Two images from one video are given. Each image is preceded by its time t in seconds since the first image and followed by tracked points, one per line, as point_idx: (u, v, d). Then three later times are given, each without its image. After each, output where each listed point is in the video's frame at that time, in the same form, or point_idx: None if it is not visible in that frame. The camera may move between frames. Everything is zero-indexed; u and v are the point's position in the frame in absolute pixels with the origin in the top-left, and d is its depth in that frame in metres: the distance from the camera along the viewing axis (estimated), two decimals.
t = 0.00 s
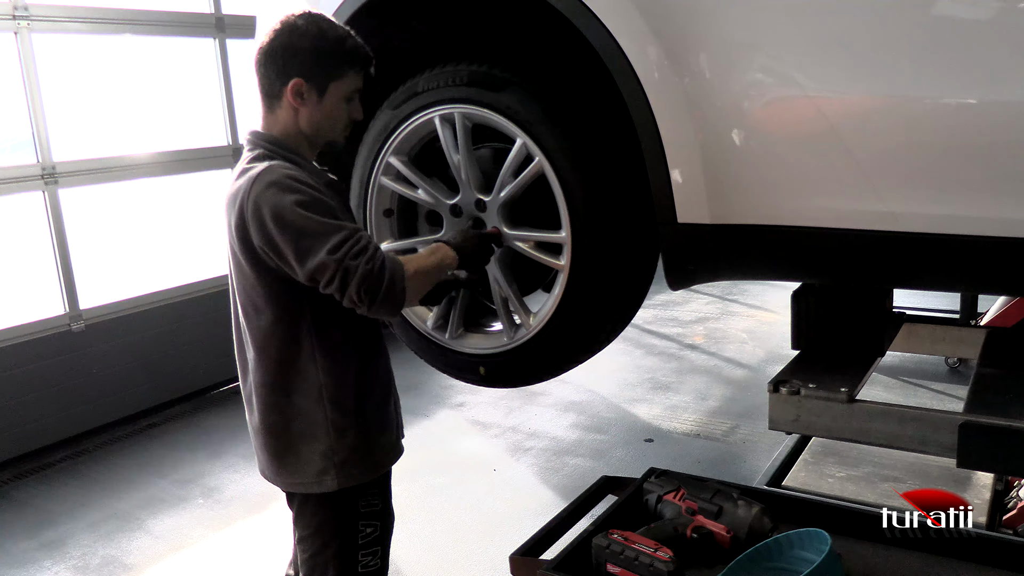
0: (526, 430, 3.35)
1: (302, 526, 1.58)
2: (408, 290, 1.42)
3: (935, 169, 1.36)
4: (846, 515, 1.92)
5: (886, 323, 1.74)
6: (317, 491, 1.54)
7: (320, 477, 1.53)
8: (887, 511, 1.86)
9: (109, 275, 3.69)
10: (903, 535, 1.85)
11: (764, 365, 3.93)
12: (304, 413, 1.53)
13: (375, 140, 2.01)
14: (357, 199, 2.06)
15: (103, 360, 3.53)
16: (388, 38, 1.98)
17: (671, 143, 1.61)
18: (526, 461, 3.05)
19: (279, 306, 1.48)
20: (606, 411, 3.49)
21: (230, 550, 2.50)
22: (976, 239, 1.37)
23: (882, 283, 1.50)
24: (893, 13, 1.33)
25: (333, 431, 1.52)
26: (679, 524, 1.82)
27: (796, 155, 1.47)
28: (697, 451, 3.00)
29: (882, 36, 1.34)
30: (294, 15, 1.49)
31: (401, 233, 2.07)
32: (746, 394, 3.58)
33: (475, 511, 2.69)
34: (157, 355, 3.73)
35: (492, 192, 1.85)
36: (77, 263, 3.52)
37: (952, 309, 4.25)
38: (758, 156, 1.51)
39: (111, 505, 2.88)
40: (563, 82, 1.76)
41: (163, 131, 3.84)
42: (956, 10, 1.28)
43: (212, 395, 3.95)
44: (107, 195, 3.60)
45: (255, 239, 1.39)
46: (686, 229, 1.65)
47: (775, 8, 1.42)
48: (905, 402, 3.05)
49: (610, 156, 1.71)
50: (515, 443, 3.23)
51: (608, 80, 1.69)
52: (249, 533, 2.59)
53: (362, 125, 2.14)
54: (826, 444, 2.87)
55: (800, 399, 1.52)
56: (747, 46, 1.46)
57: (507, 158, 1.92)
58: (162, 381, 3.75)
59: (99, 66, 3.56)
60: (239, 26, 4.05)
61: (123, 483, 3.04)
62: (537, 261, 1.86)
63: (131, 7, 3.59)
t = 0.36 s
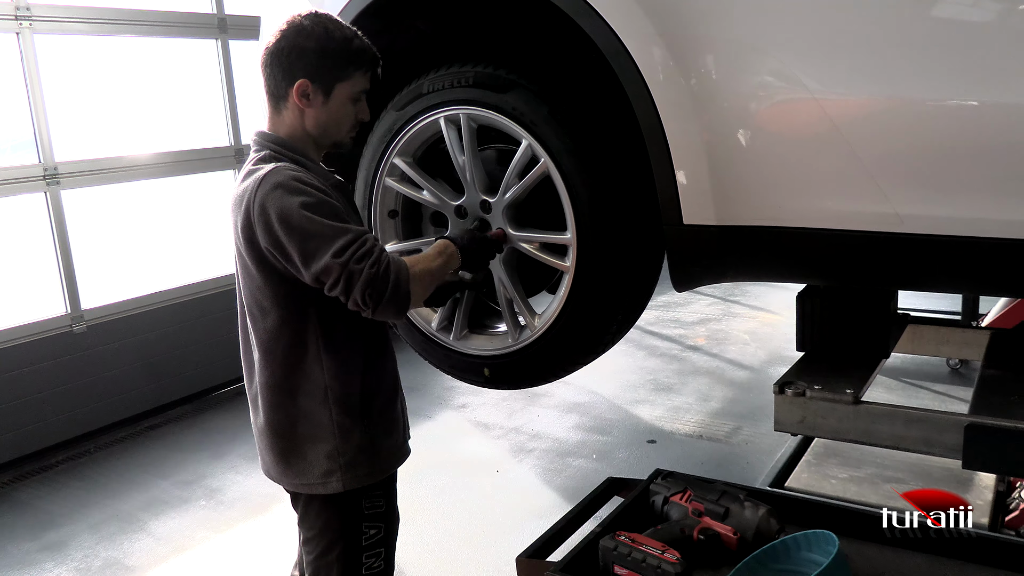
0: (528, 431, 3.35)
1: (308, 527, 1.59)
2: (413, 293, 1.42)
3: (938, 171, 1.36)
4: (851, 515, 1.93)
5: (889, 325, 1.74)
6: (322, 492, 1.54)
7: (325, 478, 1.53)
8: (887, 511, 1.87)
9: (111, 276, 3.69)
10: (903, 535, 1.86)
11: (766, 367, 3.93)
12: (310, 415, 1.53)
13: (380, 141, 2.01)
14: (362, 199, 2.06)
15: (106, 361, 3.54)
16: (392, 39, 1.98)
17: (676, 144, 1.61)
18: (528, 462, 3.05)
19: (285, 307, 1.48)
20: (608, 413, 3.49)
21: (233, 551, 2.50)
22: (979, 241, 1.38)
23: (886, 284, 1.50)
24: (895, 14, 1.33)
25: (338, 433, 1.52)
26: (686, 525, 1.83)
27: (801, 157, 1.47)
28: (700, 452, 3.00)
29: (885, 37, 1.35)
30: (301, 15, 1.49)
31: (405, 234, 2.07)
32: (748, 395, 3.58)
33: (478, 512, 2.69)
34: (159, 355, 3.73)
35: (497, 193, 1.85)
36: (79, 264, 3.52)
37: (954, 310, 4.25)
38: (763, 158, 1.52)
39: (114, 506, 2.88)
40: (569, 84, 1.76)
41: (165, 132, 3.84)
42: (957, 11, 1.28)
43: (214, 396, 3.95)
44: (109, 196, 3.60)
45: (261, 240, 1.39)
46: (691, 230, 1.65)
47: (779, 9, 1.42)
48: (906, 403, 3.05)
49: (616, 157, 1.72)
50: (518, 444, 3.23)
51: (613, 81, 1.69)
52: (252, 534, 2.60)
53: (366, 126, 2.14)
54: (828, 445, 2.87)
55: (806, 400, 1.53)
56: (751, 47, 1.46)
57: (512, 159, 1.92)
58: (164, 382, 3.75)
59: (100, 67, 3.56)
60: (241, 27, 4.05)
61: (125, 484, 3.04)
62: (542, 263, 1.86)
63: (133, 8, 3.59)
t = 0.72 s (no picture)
0: (529, 433, 3.35)
1: (310, 526, 1.59)
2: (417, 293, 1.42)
3: (943, 175, 1.36)
4: (852, 519, 1.93)
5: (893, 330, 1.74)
6: (324, 493, 1.54)
7: (327, 478, 1.53)
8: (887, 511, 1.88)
9: (113, 274, 3.69)
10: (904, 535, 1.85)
11: (767, 370, 3.92)
12: (314, 415, 1.53)
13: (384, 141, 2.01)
14: (366, 200, 2.07)
15: (107, 359, 3.54)
16: (398, 39, 1.98)
17: (682, 147, 1.61)
18: (529, 464, 3.05)
19: (289, 307, 1.48)
20: (609, 415, 3.49)
21: (232, 551, 2.49)
22: (981, 246, 1.38)
23: (890, 289, 1.50)
24: (899, 18, 1.33)
25: (341, 433, 1.52)
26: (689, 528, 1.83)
27: (807, 160, 1.47)
28: (700, 455, 3.00)
29: (889, 42, 1.35)
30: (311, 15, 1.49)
31: (410, 234, 2.07)
32: (749, 399, 3.58)
33: (478, 513, 2.69)
34: (160, 354, 3.73)
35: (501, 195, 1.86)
36: (81, 261, 3.52)
37: (955, 315, 4.25)
38: (768, 161, 1.52)
39: (114, 504, 2.88)
40: (575, 85, 1.76)
41: (168, 131, 3.84)
42: (960, 15, 1.28)
43: (215, 395, 3.95)
44: (111, 194, 3.60)
45: (265, 241, 1.39)
46: (696, 233, 1.66)
47: (784, 14, 1.42)
48: (907, 409, 3.05)
49: (621, 159, 1.72)
50: (519, 445, 3.23)
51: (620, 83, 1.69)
52: (251, 533, 2.59)
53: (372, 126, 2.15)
54: (829, 448, 2.87)
55: (809, 404, 1.53)
56: (757, 51, 1.46)
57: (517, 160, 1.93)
58: (165, 381, 3.75)
59: (104, 65, 3.56)
60: (245, 26, 4.05)
61: (126, 482, 3.04)
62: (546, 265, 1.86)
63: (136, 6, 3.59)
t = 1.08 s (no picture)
0: (523, 439, 3.35)
1: (301, 531, 1.59)
2: (413, 300, 1.43)
3: (938, 189, 1.38)
4: (845, 529, 1.93)
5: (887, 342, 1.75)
6: (315, 498, 1.54)
7: (319, 483, 1.53)
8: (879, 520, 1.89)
9: (108, 275, 3.68)
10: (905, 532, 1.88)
11: (761, 379, 3.93)
12: (306, 419, 1.53)
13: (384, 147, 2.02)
14: (364, 204, 2.07)
15: (100, 360, 3.53)
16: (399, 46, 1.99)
17: (680, 157, 1.62)
18: (522, 470, 3.05)
19: (283, 312, 1.48)
20: (603, 422, 3.49)
21: (223, 555, 2.48)
22: (974, 260, 1.39)
23: (884, 301, 1.51)
24: (894, 33, 1.34)
25: (333, 438, 1.52)
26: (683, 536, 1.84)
27: (804, 173, 1.48)
28: (694, 463, 3.00)
29: (884, 57, 1.36)
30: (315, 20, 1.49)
31: (407, 240, 2.08)
32: (743, 407, 3.59)
33: (471, 519, 2.69)
34: (153, 355, 3.72)
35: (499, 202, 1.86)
36: (76, 261, 3.52)
37: (948, 327, 4.27)
38: (765, 172, 1.53)
39: (106, 506, 2.87)
40: (575, 94, 1.77)
41: (165, 132, 3.84)
42: (954, 31, 1.30)
43: (208, 397, 3.94)
44: (108, 195, 3.60)
45: (262, 246, 1.39)
46: (692, 243, 1.67)
47: (781, 28, 1.43)
48: (900, 420, 3.06)
49: (619, 168, 1.73)
50: (512, 451, 3.23)
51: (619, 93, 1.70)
52: (243, 537, 2.59)
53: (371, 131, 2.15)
54: (822, 459, 2.88)
55: (803, 415, 1.54)
56: (754, 63, 1.48)
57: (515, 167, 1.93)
58: (158, 383, 3.74)
59: (102, 66, 3.56)
60: (245, 28, 4.06)
61: (117, 484, 3.03)
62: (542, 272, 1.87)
63: (136, 7, 3.59)
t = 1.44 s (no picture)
0: (519, 446, 3.34)
1: (297, 536, 1.58)
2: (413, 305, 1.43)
3: (936, 199, 1.38)
4: (841, 539, 1.93)
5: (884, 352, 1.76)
6: (311, 504, 1.53)
7: (315, 489, 1.52)
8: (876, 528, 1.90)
9: (106, 278, 3.67)
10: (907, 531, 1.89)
11: (758, 388, 3.93)
12: (303, 425, 1.53)
13: (381, 154, 2.02)
14: (363, 210, 2.07)
15: (96, 364, 3.52)
16: (399, 52, 2.00)
17: (678, 165, 1.62)
18: (518, 477, 3.04)
19: (280, 317, 1.48)
20: (599, 429, 3.49)
21: (218, 560, 2.47)
22: (971, 270, 1.39)
23: (881, 311, 1.51)
24: (893, 45, 1.35)
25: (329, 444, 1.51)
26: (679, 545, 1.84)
27: (802, 182, 1.49)
28: (690, 471, 3.00)
29: (883, 67, 1.36)
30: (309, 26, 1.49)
31: (406, 246, 2.08)
32: (739, 416, 3.59)
33: (467, 526, 2.68)
34: (150, 359, 3.72)
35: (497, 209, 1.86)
36: (74, 264, 3.51)
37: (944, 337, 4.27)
38: (763, 181, 1.53)
39: (100, 510, 2.85)
40: (573, 102, 1.77)
41: (164, 136, 3.84)
42: (952, 42, 1.30)
43: (204, 401, 3.93)
44: (106, 198, 3.59)
45: (260, 252, 1.39)
46: (690, 251, 1.67)
47: (780, 38, 1.44)
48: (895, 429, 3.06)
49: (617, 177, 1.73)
50: (508, 458, 3.22)
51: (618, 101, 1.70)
52: (238, 542, 2.58)
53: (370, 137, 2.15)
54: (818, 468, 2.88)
55: (799, 425, 1.54)
56: (753, 73, 1.48)
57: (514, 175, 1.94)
58: (154, 386, 3.73)
59: (103, 69, 3.56)
60: (245, 34, 4.06)
61: (112, 488, 3.02)
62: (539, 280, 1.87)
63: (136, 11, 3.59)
